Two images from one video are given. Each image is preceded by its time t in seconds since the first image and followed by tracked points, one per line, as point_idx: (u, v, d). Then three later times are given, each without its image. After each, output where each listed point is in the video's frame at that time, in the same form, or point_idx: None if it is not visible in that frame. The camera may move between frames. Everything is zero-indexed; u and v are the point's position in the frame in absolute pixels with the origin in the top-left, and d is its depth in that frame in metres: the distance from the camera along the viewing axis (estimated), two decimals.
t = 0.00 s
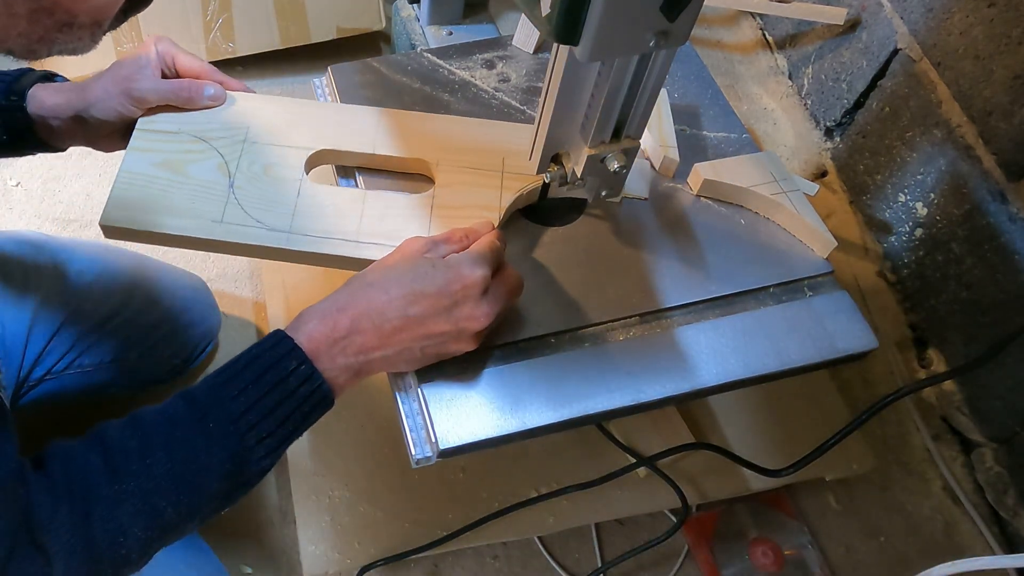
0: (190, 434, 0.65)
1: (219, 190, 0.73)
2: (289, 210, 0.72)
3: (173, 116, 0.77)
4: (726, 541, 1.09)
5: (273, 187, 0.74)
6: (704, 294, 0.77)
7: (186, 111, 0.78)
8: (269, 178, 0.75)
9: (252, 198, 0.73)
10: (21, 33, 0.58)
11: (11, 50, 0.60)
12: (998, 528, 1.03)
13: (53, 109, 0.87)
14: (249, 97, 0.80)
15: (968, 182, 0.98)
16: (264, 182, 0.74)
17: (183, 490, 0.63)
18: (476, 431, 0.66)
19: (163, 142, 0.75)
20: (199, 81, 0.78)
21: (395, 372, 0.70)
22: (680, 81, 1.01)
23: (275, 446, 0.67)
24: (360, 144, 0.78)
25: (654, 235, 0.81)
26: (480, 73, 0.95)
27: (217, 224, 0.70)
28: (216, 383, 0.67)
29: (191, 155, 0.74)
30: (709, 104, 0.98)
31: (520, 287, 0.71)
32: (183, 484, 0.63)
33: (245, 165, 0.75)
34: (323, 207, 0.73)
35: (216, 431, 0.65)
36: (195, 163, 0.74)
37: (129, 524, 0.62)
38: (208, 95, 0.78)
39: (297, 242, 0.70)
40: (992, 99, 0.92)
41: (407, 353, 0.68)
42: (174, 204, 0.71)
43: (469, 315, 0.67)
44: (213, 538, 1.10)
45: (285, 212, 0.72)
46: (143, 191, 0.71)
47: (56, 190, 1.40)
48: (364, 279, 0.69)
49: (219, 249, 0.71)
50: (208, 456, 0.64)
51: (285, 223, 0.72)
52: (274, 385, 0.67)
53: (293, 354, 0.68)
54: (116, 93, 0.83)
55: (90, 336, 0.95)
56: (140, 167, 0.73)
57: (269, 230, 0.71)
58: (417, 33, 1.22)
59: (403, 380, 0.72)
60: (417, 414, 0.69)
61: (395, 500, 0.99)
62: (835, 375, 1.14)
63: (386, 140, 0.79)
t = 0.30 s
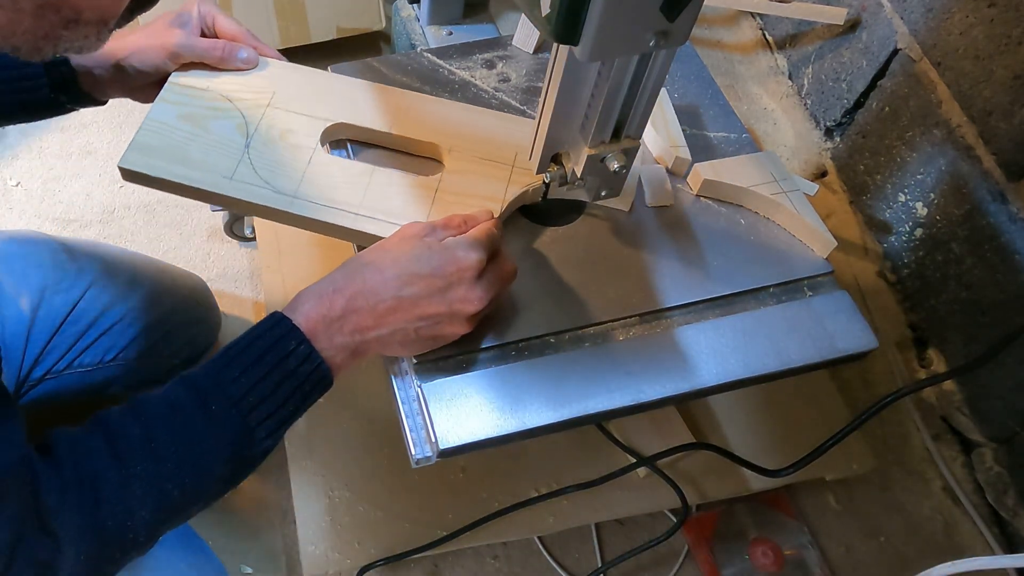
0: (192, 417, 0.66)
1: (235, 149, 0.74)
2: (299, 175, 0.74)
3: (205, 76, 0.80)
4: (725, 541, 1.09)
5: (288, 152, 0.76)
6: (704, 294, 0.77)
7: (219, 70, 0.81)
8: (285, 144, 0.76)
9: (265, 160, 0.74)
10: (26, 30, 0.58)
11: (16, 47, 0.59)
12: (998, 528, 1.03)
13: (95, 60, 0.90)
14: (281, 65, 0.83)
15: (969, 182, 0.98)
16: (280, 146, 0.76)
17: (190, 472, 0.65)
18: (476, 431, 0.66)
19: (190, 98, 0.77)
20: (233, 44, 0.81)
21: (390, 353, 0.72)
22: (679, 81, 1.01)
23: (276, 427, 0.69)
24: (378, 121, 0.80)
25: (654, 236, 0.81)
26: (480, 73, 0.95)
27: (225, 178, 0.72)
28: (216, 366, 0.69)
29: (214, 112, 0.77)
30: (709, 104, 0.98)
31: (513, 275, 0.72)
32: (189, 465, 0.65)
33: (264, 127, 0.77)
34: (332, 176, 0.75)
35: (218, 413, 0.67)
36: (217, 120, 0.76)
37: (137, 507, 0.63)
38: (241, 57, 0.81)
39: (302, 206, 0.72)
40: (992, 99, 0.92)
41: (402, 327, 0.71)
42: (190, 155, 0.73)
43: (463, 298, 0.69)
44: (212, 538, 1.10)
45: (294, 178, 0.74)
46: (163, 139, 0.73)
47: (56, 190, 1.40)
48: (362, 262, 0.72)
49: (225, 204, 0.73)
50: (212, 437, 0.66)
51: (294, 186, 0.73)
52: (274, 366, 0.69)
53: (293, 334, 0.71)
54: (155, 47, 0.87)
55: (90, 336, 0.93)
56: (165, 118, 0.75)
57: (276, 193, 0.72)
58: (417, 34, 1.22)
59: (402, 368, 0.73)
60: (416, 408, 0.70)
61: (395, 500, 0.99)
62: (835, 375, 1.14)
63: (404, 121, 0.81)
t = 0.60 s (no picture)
0: (191, 398, 0.67)
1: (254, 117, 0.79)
2: (308, 150, 0.78)
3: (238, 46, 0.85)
4: (726, 541, 1.09)
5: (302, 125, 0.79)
6: (704, 294, 0.77)
7: (249, 42, 0.85)
8: (300, 119, 0.80)
9: (279, 132, 0.78)
10: (34, 26, 0.58)
11: (23, 43, 0.59)
12: (998, 528, 1.03)
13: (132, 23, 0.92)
14: (312, 43, 0.88)
15: (969, 183, 0.98)
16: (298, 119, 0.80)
17: (189, 452, 0.65)
18: (476, 431, 0.66)
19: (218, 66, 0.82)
20: (264, 18, 0.86)
21: (382, 337, 0.73)
22: (679, 81, 1.01)
23: (273, 406, 0.70)
24: (396, 106, 0.84)
25: (654, 236, 0.81)
26: (480, 73, 0.95)
27: (239, 142, 0.76)
28: (213, 347, 0.69)
29: (238, 82, 0.81)
30: (709, 104, 0.98)
31: (508, 264, 0.72)
32: (189, 446, 0.65)
33: (282, 100, 0.81)
34: (341, 154, 0.78)
35: (216, 392, 0.68)
36: (241, 88, 0.81)
37: (138, 483, 0.64)
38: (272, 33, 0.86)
39: (306, 179, 0.75)
40: (992, 99, 0.92)
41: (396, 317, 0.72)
42: (209, 119, 0.77)
43: (455, 286, 0.69)
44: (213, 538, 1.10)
45: (304, 152, 0.77)
46: (187, 102, 0.77)
47: (56, 190, 1.40)
48: (359, 245, 0.74)
49: (235, 168, 0.76)
50: (211, 418, 0.67)
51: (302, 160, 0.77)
52: (271, 347, 0.70)
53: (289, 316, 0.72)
54: (187, 12, 0.87)
55: (90, 336, 0.92)
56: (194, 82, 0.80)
57: (284, 163, 0.76)
58: (417, 34, 1.22)
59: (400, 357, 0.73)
60: (414, 402, 0.70)
61: (395, 501, 0.99)
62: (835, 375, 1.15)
63: (418, 111, 0.84)
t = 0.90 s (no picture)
0: (193, 391, 0.66)
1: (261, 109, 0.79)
2: (314, 142, 0.78)
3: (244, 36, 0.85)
4: (726, 542, 1.08)
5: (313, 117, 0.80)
6: (704, 294, 0.77)
7: (262, 33, 0.85)
8: (309, 111, 0.80)
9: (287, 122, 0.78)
10: (37, 23, 0.57)
11: (28, 39, 0.59)
12: (998, 528, 1.03)
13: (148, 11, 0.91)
14: (324, 36, 0.87)
15: (969, 183, 0.98)
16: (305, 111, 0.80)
17: (191, 445, 0.65)
18: (476, 431, 0.66)
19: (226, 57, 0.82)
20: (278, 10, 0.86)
21: (380, 333, 0.74)
22: (679, 81, 1.01)
23: (275, 399, 0.70)
24: (405, 101, 0.84)
25: (655, 236, 0.81)
26: (481, 73, 0.95)
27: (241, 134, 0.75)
28: (214, 341, 0.69)
29: (249, 71, 0.81)
30: (710, 104, 0.97)
31: (508, 259, 0.73)
32: (189, 437, 0.65)
33: (291, 91, 0.81)
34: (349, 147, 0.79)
35: (218, 385, 0.67)
36: (251, 78, 0.81)
37: (142, 476, 0.63)
38: (285, 24, 0.86)
39: (312, 170, 0.75)
40: (992, 100, 0.93)
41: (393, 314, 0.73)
42: (217, 108, 0.77)
43: (452, 280, 0.70)
44: (213, 538, 1.10)
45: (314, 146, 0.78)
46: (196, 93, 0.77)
47: (56, 190, 1.40)
48: (359, 241, 0.74)
49: (242, 157, 0.76)
50: (212, 411, 0.66)
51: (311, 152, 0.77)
52: (272, 339, 0.70)
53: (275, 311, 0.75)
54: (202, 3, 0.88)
55: (88, 336, 0.92)
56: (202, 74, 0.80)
57: (291, 154, 0.76)
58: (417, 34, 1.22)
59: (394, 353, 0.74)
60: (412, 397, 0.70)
61: (395, 501, 0.99)
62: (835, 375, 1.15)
63: (426, 107, 0.84)
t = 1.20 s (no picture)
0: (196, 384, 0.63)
1: (243, 133, 0.82)
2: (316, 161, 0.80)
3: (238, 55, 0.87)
4: (726, 541, 1.08)
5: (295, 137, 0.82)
6: (704, 294, 0.77)
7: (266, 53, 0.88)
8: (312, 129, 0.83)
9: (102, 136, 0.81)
10: None
11: None
12: (998, 529, 1.03)
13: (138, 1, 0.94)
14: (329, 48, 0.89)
15: (969, 183, 0.98)
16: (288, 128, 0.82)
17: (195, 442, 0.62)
18: (476, 431, 0.66)
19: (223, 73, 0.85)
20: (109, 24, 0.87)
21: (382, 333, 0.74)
22: (679, 81, 1.00)
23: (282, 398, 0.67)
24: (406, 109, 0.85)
25: (654, 236, 0.81)
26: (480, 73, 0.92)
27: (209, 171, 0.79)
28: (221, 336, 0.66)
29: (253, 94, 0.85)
30: (709, 103, 0.97)
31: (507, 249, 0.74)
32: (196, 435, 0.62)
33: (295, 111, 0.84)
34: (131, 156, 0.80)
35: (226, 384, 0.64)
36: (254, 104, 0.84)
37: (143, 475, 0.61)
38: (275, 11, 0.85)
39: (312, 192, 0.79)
40: (992, 100, 0.93)
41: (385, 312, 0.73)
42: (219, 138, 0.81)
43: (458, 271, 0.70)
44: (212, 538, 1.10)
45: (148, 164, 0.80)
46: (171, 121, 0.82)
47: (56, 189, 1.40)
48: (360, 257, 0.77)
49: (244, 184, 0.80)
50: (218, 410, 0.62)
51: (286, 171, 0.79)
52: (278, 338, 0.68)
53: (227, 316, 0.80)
54: None
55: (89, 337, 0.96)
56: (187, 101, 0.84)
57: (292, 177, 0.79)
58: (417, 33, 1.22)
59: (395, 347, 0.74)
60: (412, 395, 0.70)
61: (395, 500, 0.99)
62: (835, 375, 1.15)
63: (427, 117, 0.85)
